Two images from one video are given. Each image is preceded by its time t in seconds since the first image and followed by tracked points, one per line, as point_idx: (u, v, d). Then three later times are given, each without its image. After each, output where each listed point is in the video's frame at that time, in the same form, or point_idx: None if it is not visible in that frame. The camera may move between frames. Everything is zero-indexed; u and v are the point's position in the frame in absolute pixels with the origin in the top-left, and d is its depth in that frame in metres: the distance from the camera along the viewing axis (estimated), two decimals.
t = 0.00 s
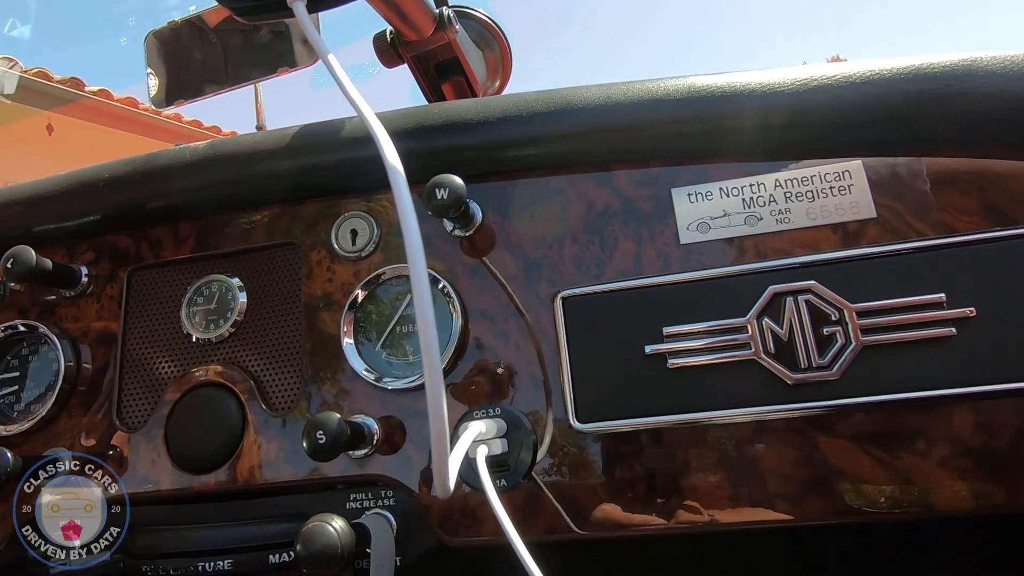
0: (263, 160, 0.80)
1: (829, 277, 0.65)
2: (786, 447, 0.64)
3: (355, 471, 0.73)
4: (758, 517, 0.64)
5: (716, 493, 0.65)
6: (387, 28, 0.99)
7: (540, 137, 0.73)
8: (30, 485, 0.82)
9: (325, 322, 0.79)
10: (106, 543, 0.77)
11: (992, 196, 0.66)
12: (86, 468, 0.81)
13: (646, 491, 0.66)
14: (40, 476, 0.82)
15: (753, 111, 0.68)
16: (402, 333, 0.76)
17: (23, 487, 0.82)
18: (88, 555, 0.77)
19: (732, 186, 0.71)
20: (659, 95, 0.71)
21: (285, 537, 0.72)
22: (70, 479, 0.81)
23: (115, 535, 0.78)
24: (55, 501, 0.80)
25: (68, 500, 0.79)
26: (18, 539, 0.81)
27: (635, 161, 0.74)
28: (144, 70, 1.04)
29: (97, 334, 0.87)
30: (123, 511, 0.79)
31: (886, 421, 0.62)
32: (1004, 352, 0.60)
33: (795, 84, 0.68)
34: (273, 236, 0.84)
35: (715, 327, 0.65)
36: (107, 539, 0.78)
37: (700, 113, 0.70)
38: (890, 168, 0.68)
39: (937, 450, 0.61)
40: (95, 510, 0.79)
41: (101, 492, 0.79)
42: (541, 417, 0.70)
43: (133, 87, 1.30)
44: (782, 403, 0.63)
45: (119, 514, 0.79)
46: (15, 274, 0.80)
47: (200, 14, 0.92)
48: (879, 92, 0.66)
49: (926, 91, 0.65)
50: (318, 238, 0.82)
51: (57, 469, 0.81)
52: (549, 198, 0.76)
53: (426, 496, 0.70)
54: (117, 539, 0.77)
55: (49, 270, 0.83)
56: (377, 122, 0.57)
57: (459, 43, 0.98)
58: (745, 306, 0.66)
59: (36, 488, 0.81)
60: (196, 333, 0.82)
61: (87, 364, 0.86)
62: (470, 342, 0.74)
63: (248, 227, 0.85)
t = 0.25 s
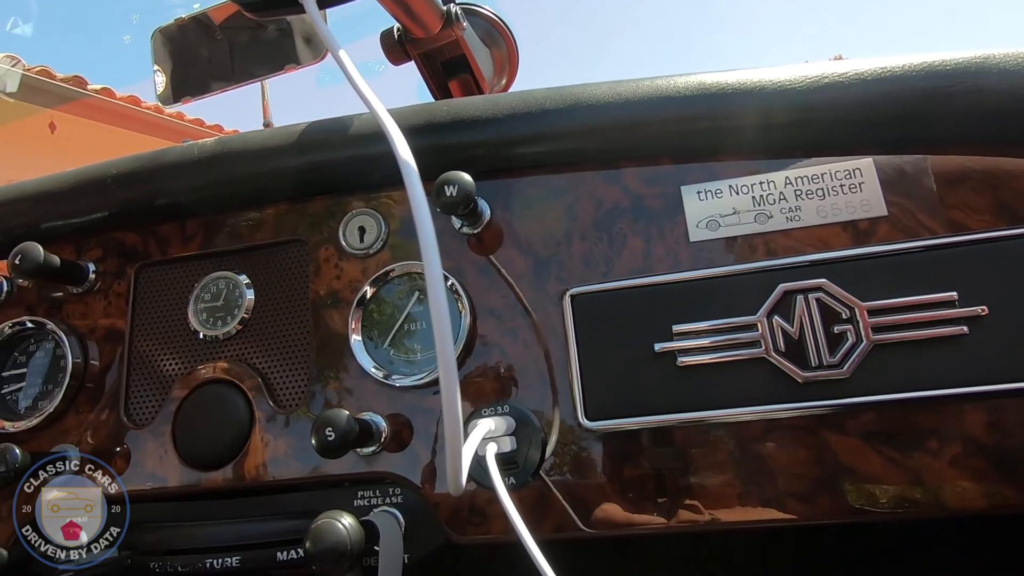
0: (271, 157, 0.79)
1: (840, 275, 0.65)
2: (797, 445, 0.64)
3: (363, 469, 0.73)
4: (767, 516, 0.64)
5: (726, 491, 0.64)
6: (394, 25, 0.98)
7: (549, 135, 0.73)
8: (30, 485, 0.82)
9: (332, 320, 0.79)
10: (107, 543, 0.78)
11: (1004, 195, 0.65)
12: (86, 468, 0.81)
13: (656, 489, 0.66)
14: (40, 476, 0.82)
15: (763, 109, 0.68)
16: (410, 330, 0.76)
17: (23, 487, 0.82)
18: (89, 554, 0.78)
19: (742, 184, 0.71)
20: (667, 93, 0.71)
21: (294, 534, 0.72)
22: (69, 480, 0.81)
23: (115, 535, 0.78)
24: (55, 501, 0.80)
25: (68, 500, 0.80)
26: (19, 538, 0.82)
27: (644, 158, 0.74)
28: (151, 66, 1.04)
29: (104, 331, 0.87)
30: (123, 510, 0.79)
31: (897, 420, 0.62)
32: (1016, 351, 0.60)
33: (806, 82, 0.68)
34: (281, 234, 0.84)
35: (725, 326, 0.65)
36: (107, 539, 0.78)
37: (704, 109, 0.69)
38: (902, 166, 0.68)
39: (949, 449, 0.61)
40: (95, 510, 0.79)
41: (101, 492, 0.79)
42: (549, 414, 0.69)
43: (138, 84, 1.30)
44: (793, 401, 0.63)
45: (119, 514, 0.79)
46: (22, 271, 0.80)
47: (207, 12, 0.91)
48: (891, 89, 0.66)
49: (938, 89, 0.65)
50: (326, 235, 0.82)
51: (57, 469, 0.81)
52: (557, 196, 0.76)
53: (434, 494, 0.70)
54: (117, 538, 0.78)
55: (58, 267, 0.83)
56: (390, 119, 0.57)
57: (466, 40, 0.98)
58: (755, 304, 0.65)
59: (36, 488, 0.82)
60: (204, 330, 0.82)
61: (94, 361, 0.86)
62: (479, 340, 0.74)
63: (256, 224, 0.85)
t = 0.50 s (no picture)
0: (279, 154, 0.79)
1: (852, 274, 0.64)
2: (808, 444, 0.63)
3: (372, 466, 0.73)
4: (777, 515, 0.64)
5: (737, 490, 0.64)
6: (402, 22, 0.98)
7: (558, 132, 0.73)
8: (30, 485, 0.82)
9: (341, 317, 0.79)
10: (107, 543, 0.78)
11: (1017, 193, 0.65)
12: (86, 468, 0.81)
13: (666, 488, 0.66)
14: (39, 477, 0.82)
15: (774, 106, 0.68)
16: (419, 328, 0.76)
17: (23, 487, 0.82)
18: (89, 554, 0.78)
19: (752, 182, 0.70)
20: (676, 90, 0.71)
21: (303, 531, 0.72)
22: (69, 480, 0.81)
23: (115, 535, 0.78)
24: (55, 501, 0.81)
25: (68, 500, 0.80)
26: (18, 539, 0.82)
27: (653, 155, 0.74)
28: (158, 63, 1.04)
29: (112, 328, 0.87)
30: (123, 511, 0.79)
31: (909, 419, 0.61)
32: None
33: (817, 79, 0.68)
34: (289, 231, 0.84)
35: (735, 323, 0.65)
36: (107, 539, 0.78)
37: (709, 108, 0.69)
38: (914, 164, 0.67)
39: (961, 448, 0.61)
40: (95, 509, 0.80)
41: (101, 492, 0.80)
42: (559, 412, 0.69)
43: (143, 82, 1.30)
44: (804, 399, 0.62)
45: (118, 514, 0.79)
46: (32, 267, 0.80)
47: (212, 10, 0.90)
48: (903, 87, 0.65)
49: (951, 87, 0.65)
50: (335, 232, 0.82)
51: (57, 469, 0.81)
52: (566, 193, 0.76)
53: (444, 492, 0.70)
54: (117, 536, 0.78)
55: (66, 262, 0.83)
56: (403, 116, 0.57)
57: (474, 37, 0.97)
58: (766, 301, 0.65)
59: (36, 488, 0.82)
60: (211, 326, 0.82)
61: (102, 358, 0.86)
62: (488, 337, 0.74)
63: (264, 221, 0.85)
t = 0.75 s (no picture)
0: (288, 151, 0.79)
1: (864, 272, 0.64)
2: (820, 443, 0.63)
3: (381, 463, 0.72)
4: (788, 514, 0.63)
5: (748, 488, 0.64)
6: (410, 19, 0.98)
7: (569, 129, 0.73)
8: (30, 485, 0.82)
9: (350, 314, 0.79)
10: (107, 544, 0.78)
11: None
12: (86, 468, 0.81)
13: (677, 487, 0.65)
14: (39, 477, 0.81)
15: (786, 103, 0.67)
16: (429, 325, 0.76)
17: (23, 487, 0.82)
18: (88, 555, 0.78)
19: (764, 180, 0.70)
20: (687, 87, 0.70)
21: (312, 528, 0.72)
22: (69, 480, 0.81)
23: (115, 536, 0.79)
24: (55, 501, 0.81)
25: (68, 500, 0.80)
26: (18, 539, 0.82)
27: (664, 153, 0.74)
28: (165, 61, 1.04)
29: (121, 324, 0.87)
30: (123, 510, 0.79)
31: (922, 418, 0.61)
32: None
33: (830, 76, 0.67)
34: (298, 228, 0.84)
35: (746, 322, 0.65)
36: (107, 539, 0.79)
37: (704, 106, 0.69)
38: (927, 162, 0.67)
39: (975, 447, 0.61)
40: (96, 509, 0.80)
41: (101, 492, 0.80)
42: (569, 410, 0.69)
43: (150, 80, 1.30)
44: (816, 398, 0.62)
45: (118, 514, 0.79)
46: (41, 263, 0.80)
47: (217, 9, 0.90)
48: (916, 85, 0.65)
49: (965, 84, 0.64)
50: (344, 229, 0.82)
51: (58, 469, 0.81)
52: (576, 191, 0.76)
53: (453, 490, 0.70)
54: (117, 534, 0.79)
55: (74, 259, 0.83)
56: (418, 112, 0.57)
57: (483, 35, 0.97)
58: (778, 300, 0.65)
59: (36, 489, 0.82)
60: (220, 323, 0.82)
61: (111, 355, 0.86)
62: (498, 335, 0.74)
63: (273, 218, 0.85)
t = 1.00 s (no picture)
0: (296, 147, 0.79)
1: (876, 270, 0.64)
2: (831, 440, 0.63)
3: (389, 460, 0.73)
4: (799, 512, 0.63)
5: (758, 486, 0.64)
6: (418, 16, 0.98)
7: (578, 125, 0.73)
8: (30, 485, 0.82)
9: (358, 311, 0.79)
10: (106, 544, 0.77)
11: None
12: (86, 468, 0.80)
13: (687, 485, 0.65)
14: (39, 477, 0.81)
15: (797, 100, 0.67)
16: (437, 322, 0.76)
17: (23, 487, 0.82)
18: (87, 555, 0.77)
19: (774, 177, 0.70)
20: (698, 83, 0.70)
21: (321, 524, 0.72)
22: (68, 480, 0.80)
23: (115, 536, 0.78)
24: (55, 501, 0.80)
25: (68, 500, 0.80)
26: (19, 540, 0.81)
27: (674, 150, 0.73)
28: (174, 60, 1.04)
29: (129, 320, 0.87)
30: (122, 510, 0.79)
31: (934, 416, 0.61)
32: None
33: (843, 73, 0.67)
34: (306, 224, 0.84)
35: (757, 319, 0.65)
36: (106, 539, 0.78)
37: (716, 103, 0.69)
38: (938, 160, 0.67)
39: (987, 446, 0.60)
40: (95, 510, 0.79)
41: (101, 492, 0.80)
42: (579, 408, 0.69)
43: (156, 78, 1.30)
44: (827, 396, 0.62)
45: (118, 513, 0.79)
46: (50, 259, 0.80)
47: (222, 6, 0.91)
48: (930, 81, 0.65)
49: (978, 82, 0.64)
50: (352, 226, 0.82)
51: (58, 469, 0.81)
52: (585, 188, 0.76)
53: (462, 486, 0.70)
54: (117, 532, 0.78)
55: (82, 255, 0.83)
56: (430, 106, 0.56)
57: (490, 31, 0.97)
58: (789, 297, 0.65)
59: (36, 489, 0.82)
60: (228, 319, 0.82)
61: (118, 350, 0.86)
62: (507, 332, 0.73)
63: (281, 214, 0.85)
